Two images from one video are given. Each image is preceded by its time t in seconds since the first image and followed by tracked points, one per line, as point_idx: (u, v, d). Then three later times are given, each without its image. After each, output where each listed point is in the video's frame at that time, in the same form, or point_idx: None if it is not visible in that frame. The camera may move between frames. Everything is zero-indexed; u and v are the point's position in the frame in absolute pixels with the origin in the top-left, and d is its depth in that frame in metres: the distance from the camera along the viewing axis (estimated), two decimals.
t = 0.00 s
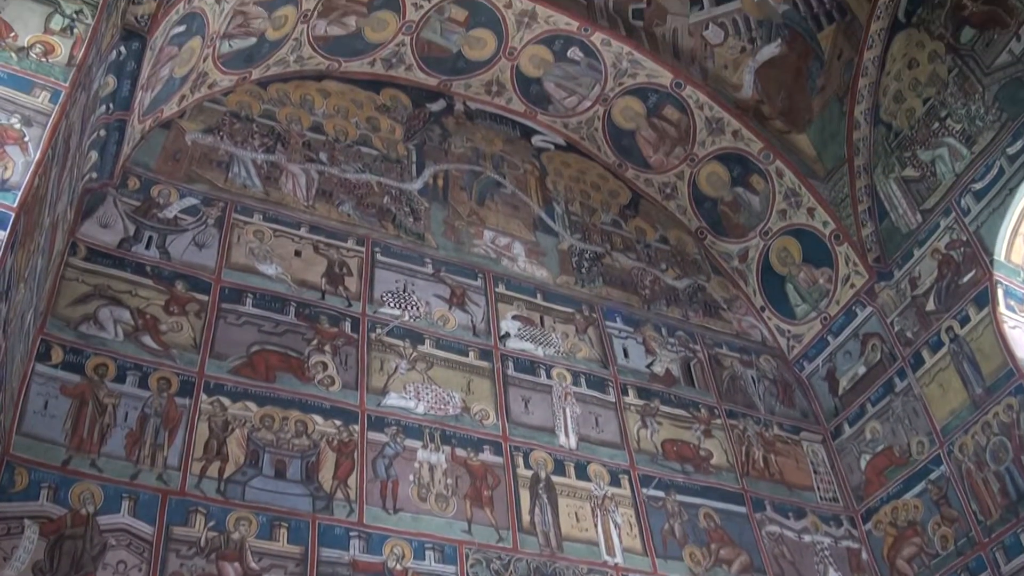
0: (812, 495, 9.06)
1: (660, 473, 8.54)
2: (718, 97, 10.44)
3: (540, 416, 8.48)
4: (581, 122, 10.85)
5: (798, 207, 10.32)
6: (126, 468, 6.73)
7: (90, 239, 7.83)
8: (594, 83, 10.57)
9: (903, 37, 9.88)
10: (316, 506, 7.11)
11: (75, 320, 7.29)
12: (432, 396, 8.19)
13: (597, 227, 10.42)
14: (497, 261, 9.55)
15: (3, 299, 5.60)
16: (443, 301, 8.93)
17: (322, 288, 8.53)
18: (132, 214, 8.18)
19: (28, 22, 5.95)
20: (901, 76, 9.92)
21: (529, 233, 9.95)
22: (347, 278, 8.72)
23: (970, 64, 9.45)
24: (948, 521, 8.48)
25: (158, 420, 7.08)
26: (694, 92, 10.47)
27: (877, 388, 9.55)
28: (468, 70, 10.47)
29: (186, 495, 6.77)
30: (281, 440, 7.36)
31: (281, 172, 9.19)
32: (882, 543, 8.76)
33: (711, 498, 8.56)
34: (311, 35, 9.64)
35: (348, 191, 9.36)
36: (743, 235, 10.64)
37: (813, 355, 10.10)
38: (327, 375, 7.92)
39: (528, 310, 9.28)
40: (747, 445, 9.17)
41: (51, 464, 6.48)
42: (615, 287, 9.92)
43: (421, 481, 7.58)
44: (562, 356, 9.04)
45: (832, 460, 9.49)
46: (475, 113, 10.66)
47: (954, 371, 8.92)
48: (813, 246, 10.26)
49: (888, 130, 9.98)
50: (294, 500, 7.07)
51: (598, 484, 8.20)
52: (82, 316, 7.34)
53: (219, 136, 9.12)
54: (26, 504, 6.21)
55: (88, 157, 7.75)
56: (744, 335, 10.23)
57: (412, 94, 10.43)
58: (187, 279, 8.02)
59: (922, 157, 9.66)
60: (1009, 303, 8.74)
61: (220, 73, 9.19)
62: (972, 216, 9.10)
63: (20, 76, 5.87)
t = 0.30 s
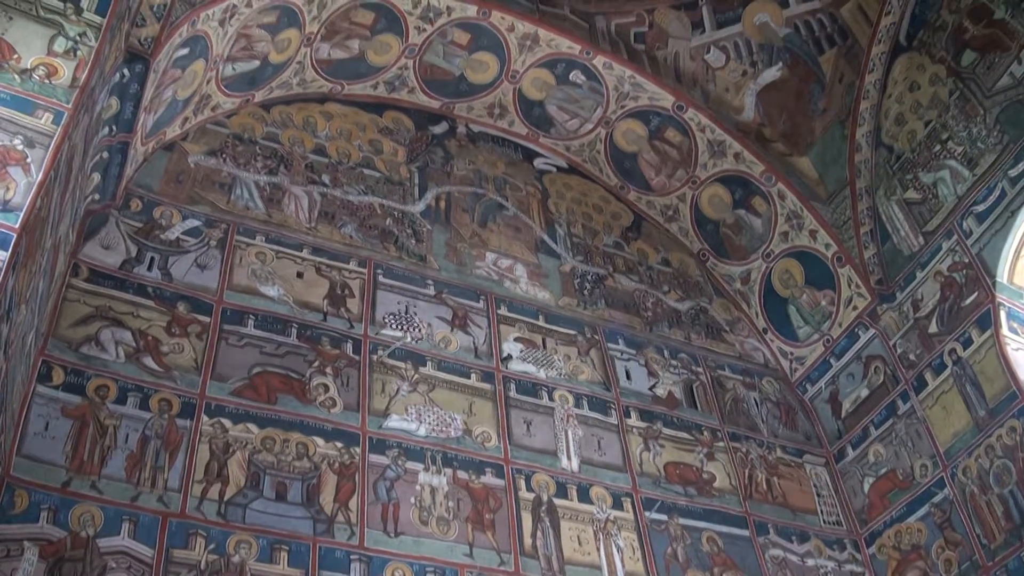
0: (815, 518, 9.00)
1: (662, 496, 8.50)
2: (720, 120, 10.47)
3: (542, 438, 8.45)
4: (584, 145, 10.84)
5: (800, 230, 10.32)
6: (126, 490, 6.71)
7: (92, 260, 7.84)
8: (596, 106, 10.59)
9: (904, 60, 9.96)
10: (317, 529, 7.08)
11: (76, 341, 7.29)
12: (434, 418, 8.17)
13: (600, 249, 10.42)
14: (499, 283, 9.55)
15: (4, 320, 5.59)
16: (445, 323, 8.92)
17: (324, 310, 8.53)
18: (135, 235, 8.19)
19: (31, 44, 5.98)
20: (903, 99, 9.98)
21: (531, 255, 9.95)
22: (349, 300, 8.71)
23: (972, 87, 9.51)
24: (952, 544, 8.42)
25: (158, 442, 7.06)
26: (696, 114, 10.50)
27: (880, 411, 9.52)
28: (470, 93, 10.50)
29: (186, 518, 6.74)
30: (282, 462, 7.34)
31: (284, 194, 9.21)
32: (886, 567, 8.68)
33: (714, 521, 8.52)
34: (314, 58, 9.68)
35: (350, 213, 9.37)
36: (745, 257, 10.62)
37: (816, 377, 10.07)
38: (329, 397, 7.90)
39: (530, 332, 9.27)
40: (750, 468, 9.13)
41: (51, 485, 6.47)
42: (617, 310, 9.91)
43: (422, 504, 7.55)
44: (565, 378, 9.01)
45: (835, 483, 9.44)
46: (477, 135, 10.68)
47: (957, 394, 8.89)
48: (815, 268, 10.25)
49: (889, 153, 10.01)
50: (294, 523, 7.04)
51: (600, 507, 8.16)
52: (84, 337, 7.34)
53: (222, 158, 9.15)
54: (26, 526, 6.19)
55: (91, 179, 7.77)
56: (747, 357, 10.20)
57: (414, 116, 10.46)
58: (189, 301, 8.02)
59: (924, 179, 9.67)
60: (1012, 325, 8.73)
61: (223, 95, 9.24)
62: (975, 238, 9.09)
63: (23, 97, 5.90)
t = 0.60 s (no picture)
0: (816, 544, 8.95)
1: (662, 519, 8.46)
2: (724, 143, 10.49)
3: (543, 459, 8.42)
4: (588, 166, 10.84)
5: (804, 253, 10.30)
6: (124, 504, 6.68)
7: (95, 273, 7.84)
8: (601, 127, 10.60)
9: (909, 86, 9.99)
10: (315, 547, 7.04)
11: (77, 353, 7.28)
12: (434, 436, 8.14)
13: (603, 270, 10.41)
14: (501, 302, 9.54)
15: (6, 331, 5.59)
16: (447, 341, 8.90)
17: (326, 326, 8.52)
18: (138, 249, 8.20)
19: (37, 56, 5.99)
20: (907, 124, 10.00)
21: (534, 275, 9.95)
22: (352, 317, 8.70)
23: (977, 113, 9.53)
24: (953, 572, 8.36)
25: (158, 456, 7.03)
26: (700, 137, 10.52)
27: (882, 436, 9.49)
28: (476, 112, 10.50)
29: (184, 533, 6.71)
30: (281, 479, 7.31)
31: (288, 210, 9.21)
32: None
33: (714, 545, 8.47)
34: (320, 75, 9.69)
35: (354, 230, 9.38)
36: (748, 280, 10.60)
37: (818, 402, 10.04)
38: (330, 414, 7.88)
39: (532, 352, 9.25)
40: (751, 492, 9.09)
41: (49, 498, 6.44)
42: (619, 331, 9.89)
43: (421, 523, 7.51)
44: (566, 399, 8.99)
45: (836, 509, 9.39)
46: (482, 154, 10.68)
47: (959, 420, 8.86)
48: (818, 292, 10.23)
49: (894, 178, 10.02)
50: (292, 540, 7.01)
51: (600, 529, 8.12)
52: (85, 349, 7.33)
53: (227, 174, 9.16)
54: (22, 538, 6.16)
55: (96, 192, 7.78)
56: (749, 380, 10.17)
57: (419, 134, 10.43)
58: (191, 315, 8.02)
59: (928, 205, 9.68)
60: (1015, 352, 8.70)
61: (229, 111, 9.26)
62: (978, 264, 9.08)
63: (29, 109, 5.92)
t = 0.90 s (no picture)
0: (812, 569, 8.91)
1: (659, 541, 8.43)
2: (727, 165, 10.49)
3: (540, 479, 8.39)
4: (590, 186, 10.84)
5: (805, 277, 10.30)
6: (119, 515, 6.66)
7: (95, 282, 7.85)
8: (605, 147, 10.62)
9: (913, 112, 10.01)
10: (309, 563, 7.02)
11: (75, 363, 7.27)
12: (431, 454, 8.12)
13: (603, 290, 10.41)
14: (501, 320, 9.53)
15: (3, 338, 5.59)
16: (446, 359, 8.89)
17: (325, 341, 8.51)
18: (139, 259, 8.20)
19: (43, 65, 5.99)
20: (910, 150, 10.00)
21: (534, 294, 9.94)
22: (351, 332, 8.70)
23: (979, 140, 9.50)
24: None
25: (153, 468, 7.02)
26: (703, 159, 10.52)
27: (880, 462, 9.45)
28: (480, 129, 10.50)
29: (177, 546, 6.69)
30: (276, 493, 7.28)
31: (290, 224, 9.22)
32: None
33: (710, 568, 8.43)
34: (326, 90, 9.71)
35: (355, 245, 9.38)
36: (749, 302, 10.59)
37: (817, 426, 10.02)
38: (326, 429, 7.86)
39: (531, 371, 9.23)
40: (748, 516, 9.05)
41: (43, 507, 6.42)
42: (619, 351, 9.88)
43: (415, 541, 7.48)
44: (564, 419, 8.97)
45: (833, 534, 9.36)
46: (485, 172, 10.69)
47: (957, 448, 8.83)
48: (818, 316, 10.22)
49: (896, 203, 9.99)
50: (286, 556, 6.98)
51: (596, 551, 8.08)
52: (83, 359, 7.33)
53: (230, 187, 9.17)
54: (15, 548, 6.15)
55: (98, 202, 7.80)
56: (747, 404, 10.15)
57: (423, 151, 10.46)
58: (190, 327, 8.01)
59: (929, 231, 9.65)
60: (1015, 380, 8.68)
61: (234, 124, 9.27)
62: (979, 291, 9.08)
63: (34, 118, 5.93)
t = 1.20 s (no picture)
0: None
1: (650, 563, 8.41)
2: (723, 187, 10.50)
3: (531, 498, 8.38)
4: (587, 206, 10.86)
5: (799, 301, 10.30)
6: (109, 529, 6.64)
7: (90, 294, 7.85)
8: (602, 168, 10.64)
9: (909, 138, 10.02)
10: None
11: (69, 375, 7.27)
12: (423, 472, 8.10)
13: (598, 310, 10.42)
14: (495, 339, 9.53)
15: None
16: (439, 376, 8.88)
17: (319, 357, 8.50)
18: (134, 272, 8.21)
19: (42, 76, 6.04)
20: (906, 175, 10.02)
21: (529, 312, 9.95)
22: (345, 348, 8.70)
23: (975, 167, 9.53)
24: None
25: (144, 482, 6.99)
26: (699, 182, 10.54)
27: (872, 487, 9.43)
28: (478, 147, 10.52)
29: (167, 560, 6.66)
30: (266, 509, 7.26)
31: (286, 239, 9.23)
32: None
33: None
34: (324, 106, 9.71)
35: (351, 261, 9.39)
36: (743, 325, 10.60)
37: (810, 450, 10.02)
38: (318, 446, 7.85)
39: (524, 390, 9.23)
40: (740, 539, 9.03)
41: (33, 520, 6.41)
42: (613, 372, 9.88)
43: (405, 559, 7.45)
44: (557, 438, 8.96)
45: (825, 558, 9.34)
46: (482, 191, 10.71)
47: (950, 474, 8.82)
48: (812, 339, 10.21)
49: (892, 229, 10.02)
50: (275, 573, 6.96)
51: (586, 571, 8.06)
52: (76, 371, 7.32)
53: (227, 201, 9.18)
54: (4, 560, 6.13)
55: (94, 214, 7.82)
56: (741, 426, 10.15)
57: (420, 169, 10.48)
58: (184, 340, 8.01)
59: (924, 257, 9.68)
60: (1008, 407, 8.68)
61: (232, 138, 9.29)
62: (973, 318, 9.09)
63: (32, 129, 5.95)
